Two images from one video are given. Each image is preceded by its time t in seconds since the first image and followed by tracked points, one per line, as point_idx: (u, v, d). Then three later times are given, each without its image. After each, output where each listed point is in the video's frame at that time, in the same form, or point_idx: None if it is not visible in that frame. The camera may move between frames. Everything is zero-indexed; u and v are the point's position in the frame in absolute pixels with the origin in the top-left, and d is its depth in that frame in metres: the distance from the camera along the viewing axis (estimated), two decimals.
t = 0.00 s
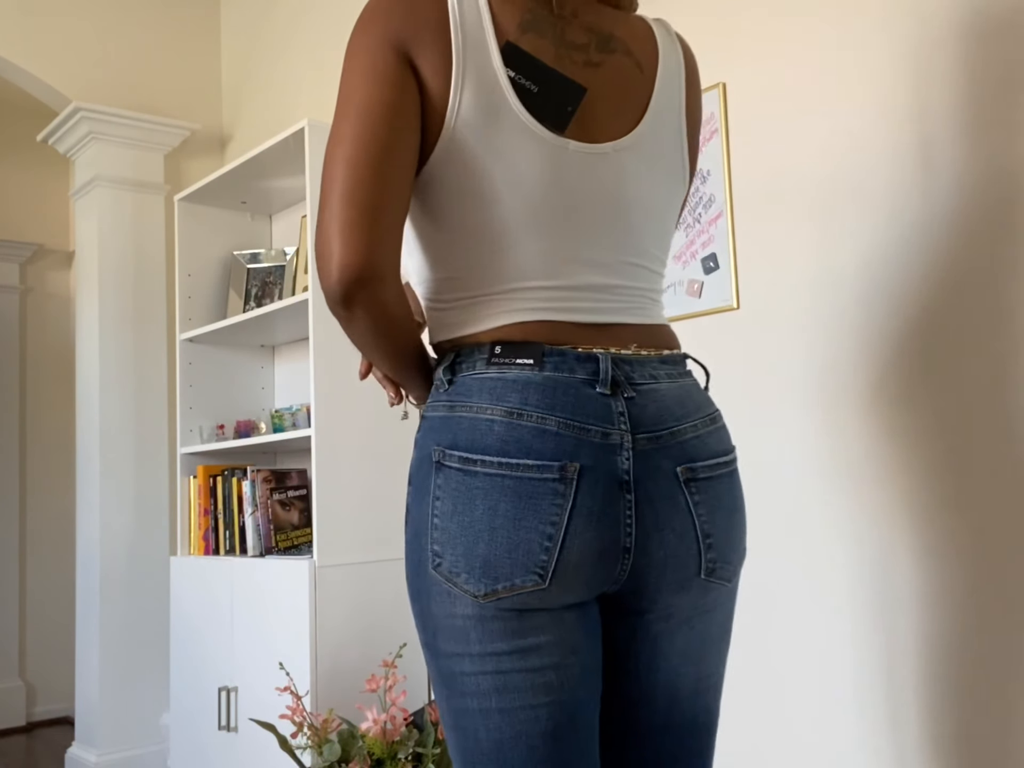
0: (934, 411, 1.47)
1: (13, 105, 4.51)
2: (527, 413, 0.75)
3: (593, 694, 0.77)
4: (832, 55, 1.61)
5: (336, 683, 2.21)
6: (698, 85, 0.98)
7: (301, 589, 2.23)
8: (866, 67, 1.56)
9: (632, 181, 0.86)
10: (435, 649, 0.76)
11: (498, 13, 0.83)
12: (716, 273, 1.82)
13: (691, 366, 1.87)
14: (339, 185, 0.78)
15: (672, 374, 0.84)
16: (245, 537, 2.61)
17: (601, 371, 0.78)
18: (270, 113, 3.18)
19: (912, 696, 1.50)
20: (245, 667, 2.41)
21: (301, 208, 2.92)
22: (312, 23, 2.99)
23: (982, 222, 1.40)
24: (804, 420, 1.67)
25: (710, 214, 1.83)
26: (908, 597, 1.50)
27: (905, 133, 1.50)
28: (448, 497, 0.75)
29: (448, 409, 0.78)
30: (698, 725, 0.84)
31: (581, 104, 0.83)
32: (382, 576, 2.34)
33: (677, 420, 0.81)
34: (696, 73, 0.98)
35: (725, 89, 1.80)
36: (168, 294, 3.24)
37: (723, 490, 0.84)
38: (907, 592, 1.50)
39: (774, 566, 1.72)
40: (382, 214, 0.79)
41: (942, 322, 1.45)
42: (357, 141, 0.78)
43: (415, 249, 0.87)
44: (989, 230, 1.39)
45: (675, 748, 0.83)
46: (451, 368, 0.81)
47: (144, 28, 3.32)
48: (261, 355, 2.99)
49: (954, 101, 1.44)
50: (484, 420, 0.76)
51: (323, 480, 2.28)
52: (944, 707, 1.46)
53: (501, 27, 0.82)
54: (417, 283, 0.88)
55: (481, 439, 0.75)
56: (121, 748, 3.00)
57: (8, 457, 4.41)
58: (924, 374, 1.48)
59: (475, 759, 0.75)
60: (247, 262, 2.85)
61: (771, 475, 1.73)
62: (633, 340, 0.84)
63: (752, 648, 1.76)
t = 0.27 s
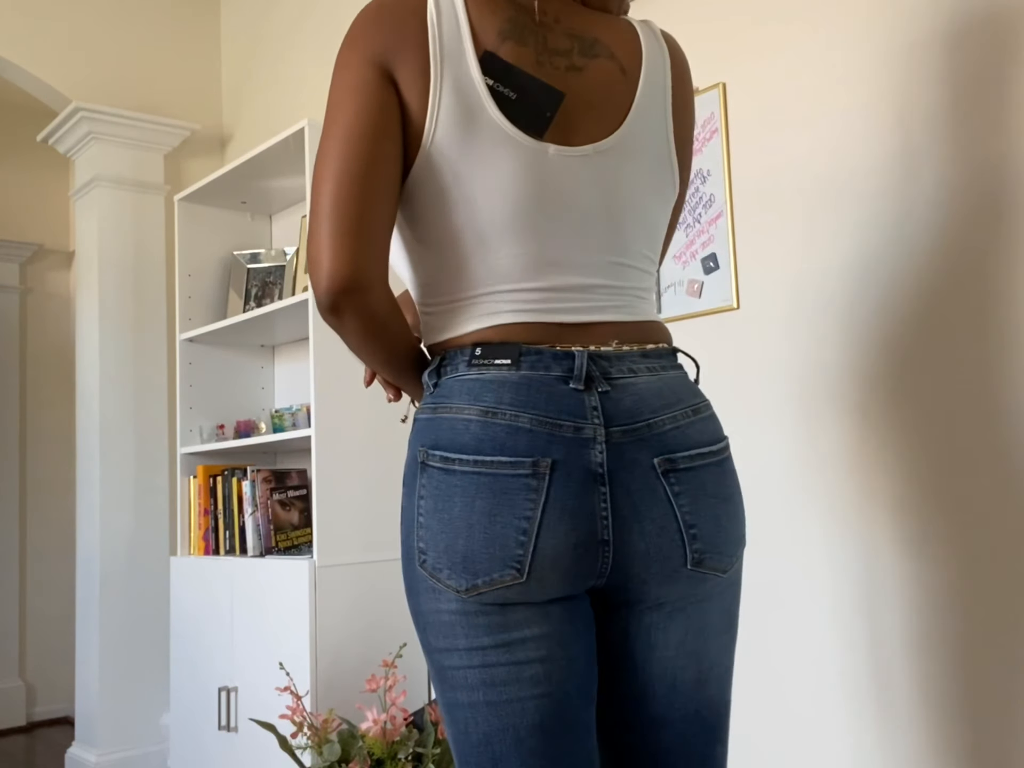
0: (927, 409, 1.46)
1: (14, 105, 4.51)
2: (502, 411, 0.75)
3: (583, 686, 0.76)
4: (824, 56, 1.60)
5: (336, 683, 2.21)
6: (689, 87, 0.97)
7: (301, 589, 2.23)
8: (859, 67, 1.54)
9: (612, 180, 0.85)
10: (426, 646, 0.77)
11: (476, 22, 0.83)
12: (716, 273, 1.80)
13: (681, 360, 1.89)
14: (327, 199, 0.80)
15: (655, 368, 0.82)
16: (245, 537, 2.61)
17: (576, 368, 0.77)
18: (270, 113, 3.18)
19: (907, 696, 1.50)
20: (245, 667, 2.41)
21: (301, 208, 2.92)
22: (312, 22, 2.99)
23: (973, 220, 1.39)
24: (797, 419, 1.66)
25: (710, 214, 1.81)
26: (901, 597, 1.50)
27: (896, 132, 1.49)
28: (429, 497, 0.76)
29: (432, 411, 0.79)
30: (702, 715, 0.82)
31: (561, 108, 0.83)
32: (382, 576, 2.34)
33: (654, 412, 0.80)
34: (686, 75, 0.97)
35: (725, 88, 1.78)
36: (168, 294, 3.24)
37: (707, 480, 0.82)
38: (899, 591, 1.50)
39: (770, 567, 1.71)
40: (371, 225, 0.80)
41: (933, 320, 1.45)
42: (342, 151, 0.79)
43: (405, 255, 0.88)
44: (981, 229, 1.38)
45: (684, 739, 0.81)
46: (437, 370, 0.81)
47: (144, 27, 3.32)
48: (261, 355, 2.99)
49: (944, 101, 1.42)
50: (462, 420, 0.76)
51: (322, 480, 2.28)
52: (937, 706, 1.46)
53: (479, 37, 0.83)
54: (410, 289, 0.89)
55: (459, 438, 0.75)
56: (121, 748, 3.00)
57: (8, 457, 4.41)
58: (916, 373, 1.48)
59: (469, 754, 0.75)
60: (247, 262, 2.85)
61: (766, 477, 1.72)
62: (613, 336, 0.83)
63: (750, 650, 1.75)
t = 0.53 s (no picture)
0: (925, 408, 1.46)
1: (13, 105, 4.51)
2: (481, 413, 0.75)
3: (578, 682, 0.76)
4: (821, 56, 1.60)
5: (336, 682, 2.21)
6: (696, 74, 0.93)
7: (301, 589, 2.23)
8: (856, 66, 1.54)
9: (596, 175, 0.82)
10: (425, 645, 0.78)
11: (453, 29, 0.83)
12: (716, 273, 1.79)
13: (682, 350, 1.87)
14: (315, 208, 0.82)
15: (644, 360, 0.80)
16: (244, 537, 2.61)
17: (556, 366, 0.77)
18: (270, 113, 3.17)
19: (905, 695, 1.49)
20: (245, 667, 2.41)
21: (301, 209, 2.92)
22: (312, 22, 2.99)
23: (971, 219, 1.39)
24: (795, 419, 1.66)
25: (710, 214, 1.81)
26: (901, 597, 1.49)
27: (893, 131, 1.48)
28: (418, 499, 0.77)
29: (423, 414, 0.80)
30: (713, 712, 0.78)
31: (537, 107, 0.81)
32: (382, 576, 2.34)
33: (637, 406, 0.77)
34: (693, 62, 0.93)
35: (725, 88, 1.78)
36: (168, 294, 3.24)
37: (699, 473, 0.78)
38: (897, 590, 1.50)
39: (769, 567, 1.71)
40: (357, 234, 0.83)
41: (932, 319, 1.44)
42: (326, 163, 0.82)
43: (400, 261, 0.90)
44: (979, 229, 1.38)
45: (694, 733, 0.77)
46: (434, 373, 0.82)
47: (144, 28, 3.32)
48: (261, 355, 2.99)
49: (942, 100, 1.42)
50: (445, 423, 0.77)
51: (322, 481, 2.28)
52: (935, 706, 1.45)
53: (456, 44, 0.83)
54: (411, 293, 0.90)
55: (443, 440, 0.76)
56: (121, 748, 3.00)
57: (8, 457, 4.41)
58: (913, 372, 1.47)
59: (468, 751, 0.76)
60: (246, 262, 2.85)
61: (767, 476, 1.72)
62: (602, 331, 0.81)
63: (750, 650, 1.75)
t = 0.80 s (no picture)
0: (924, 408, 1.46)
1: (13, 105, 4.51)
2: (474, 414, 0.76)
3: (577, 681, 0.75)
4: (820, 57, 1.60)
5: (336, 682, 2.21)
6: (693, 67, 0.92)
7: (302, 589, 2.23)
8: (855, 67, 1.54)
9: (587, 174, 0.82)
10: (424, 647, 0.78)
11: (442, 34, 0.84)
12: (716, 273, 1.79)
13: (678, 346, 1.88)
14: (315, 218, 0.85)
15: (638, 357, 0.79)
16: (244, 537, 2.61)
17: (547, 366, 0.76)
18: (270, 112, 3.17)
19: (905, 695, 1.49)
20: (246, 666, 2.41)
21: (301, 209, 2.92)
22: (312, 22, 2.99)
23: (969, 219, 1.39)
24: (794, 420, 1.66)
25: (709, 214, 1.81)
26: (900, 597, 1.49)
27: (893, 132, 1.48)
28: (413, 499, 0.77)
29: (420, 415, 0.80)
30: (714, 709, 0.77)
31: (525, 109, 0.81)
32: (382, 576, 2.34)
33: (628, 404, 0.76)
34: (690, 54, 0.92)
35: (725, 89, 1.77)
36: (167, 294, 3.24)
37: (693, 470, 0.77)
38: (895, 591, 1.50)
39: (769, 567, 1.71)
40: (356, 243, 0.86)
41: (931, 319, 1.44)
42: (323, 173, 0.85)
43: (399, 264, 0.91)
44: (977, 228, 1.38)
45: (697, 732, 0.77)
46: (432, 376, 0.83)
47: (144, 28, 3.32)
48: (261, 355, 2.99)
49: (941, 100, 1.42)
50: (440, 424, 0.77)
51: (322, 480, 2.28)
52: (935, 706, 1.45)
53: (445, 47, 0.84)
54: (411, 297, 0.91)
55: (437, 441, 0.76)
56: (121, 748, 3.00)
57: (9, 457, 4.41)
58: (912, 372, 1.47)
59: (467, 752, 0.76)
60: (246, 262, 2.85)
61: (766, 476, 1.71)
62: (594, 330, 0.81)
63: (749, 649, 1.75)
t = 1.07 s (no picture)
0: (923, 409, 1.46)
1: (14, 105, 4.51)
2: (453, 420, 0.76)
3: (570, 684, 0.76)
4: (820, 57, 1.60)
5: (336, 683, 2.21)
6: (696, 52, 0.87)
7: (301, 589, 2.23)
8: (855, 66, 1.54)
9: (566, 175, 0.79)
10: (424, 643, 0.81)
11: (423, 49, 0.85)
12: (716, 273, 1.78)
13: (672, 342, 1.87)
14: (319, 238, 0.87)
15: (623, 358, 0.76)
16: (245, 538, 2.61)
17: (525, 371, 0.76)
18: (271, 113, 3.18)
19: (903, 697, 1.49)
20: (245, 666, 2.41)
21: (301, 208, 2.92)
22: (312, 22, 2.99)
23: (971, 220, 1.39)
24: (792, 420, 1.65)
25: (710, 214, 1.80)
26: (901, 601, 1.49)
27: (894, 131, 1.48)
28: (407, 502, 0.79)
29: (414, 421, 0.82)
30: (708, 719, 0.75)
31: (501, 113, 0.80)
32: (382, 576, 2.34)
33: (604, 409, 0.74)
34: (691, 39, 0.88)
35: (724, 88, 1.77)
36: (168, 294, 3.24)
37: (675, 476, 0.74)
38: (894, 593, 1.50)
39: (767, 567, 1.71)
40: (359, 260, 0.87)
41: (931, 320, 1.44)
42: (328, 194, 0.87)
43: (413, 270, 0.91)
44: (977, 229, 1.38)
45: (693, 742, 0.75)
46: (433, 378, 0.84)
47: (144, 28, 3.32)
48: (261, 355, 2.99)
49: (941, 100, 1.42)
50: (426, 430, 0.78)
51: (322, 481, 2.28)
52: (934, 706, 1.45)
53: (426, 61, 0.84)
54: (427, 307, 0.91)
55: (423, 446, 0.78)
56: (121, 748, 3.00)
57: (9, 457, 4.41)
58: (911, 373, 1.47)
59: (465, 748, 0.78)
60: (246, 262, 2.85)
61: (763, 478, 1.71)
62: (582, 332, 0.78)
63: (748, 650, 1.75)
